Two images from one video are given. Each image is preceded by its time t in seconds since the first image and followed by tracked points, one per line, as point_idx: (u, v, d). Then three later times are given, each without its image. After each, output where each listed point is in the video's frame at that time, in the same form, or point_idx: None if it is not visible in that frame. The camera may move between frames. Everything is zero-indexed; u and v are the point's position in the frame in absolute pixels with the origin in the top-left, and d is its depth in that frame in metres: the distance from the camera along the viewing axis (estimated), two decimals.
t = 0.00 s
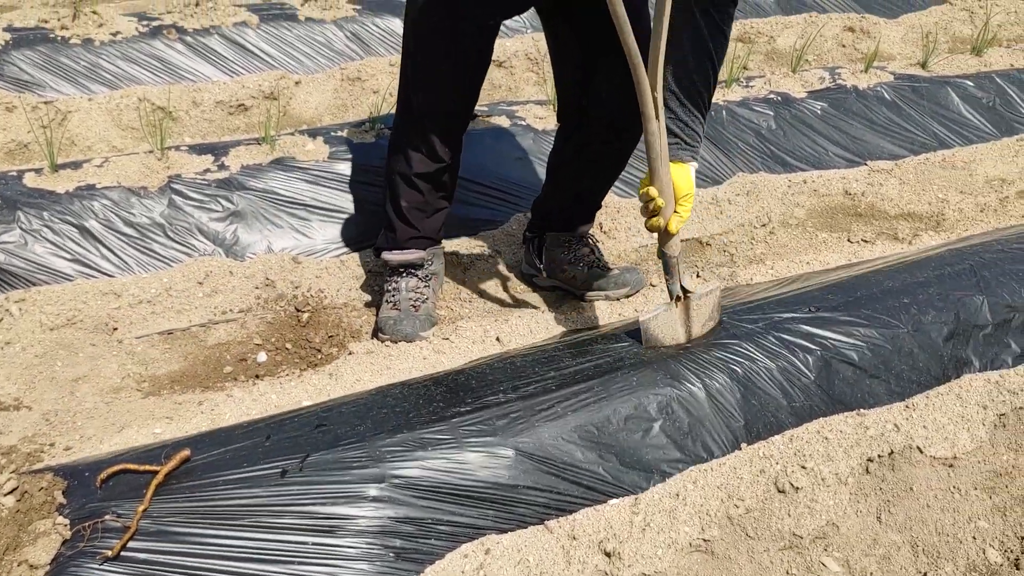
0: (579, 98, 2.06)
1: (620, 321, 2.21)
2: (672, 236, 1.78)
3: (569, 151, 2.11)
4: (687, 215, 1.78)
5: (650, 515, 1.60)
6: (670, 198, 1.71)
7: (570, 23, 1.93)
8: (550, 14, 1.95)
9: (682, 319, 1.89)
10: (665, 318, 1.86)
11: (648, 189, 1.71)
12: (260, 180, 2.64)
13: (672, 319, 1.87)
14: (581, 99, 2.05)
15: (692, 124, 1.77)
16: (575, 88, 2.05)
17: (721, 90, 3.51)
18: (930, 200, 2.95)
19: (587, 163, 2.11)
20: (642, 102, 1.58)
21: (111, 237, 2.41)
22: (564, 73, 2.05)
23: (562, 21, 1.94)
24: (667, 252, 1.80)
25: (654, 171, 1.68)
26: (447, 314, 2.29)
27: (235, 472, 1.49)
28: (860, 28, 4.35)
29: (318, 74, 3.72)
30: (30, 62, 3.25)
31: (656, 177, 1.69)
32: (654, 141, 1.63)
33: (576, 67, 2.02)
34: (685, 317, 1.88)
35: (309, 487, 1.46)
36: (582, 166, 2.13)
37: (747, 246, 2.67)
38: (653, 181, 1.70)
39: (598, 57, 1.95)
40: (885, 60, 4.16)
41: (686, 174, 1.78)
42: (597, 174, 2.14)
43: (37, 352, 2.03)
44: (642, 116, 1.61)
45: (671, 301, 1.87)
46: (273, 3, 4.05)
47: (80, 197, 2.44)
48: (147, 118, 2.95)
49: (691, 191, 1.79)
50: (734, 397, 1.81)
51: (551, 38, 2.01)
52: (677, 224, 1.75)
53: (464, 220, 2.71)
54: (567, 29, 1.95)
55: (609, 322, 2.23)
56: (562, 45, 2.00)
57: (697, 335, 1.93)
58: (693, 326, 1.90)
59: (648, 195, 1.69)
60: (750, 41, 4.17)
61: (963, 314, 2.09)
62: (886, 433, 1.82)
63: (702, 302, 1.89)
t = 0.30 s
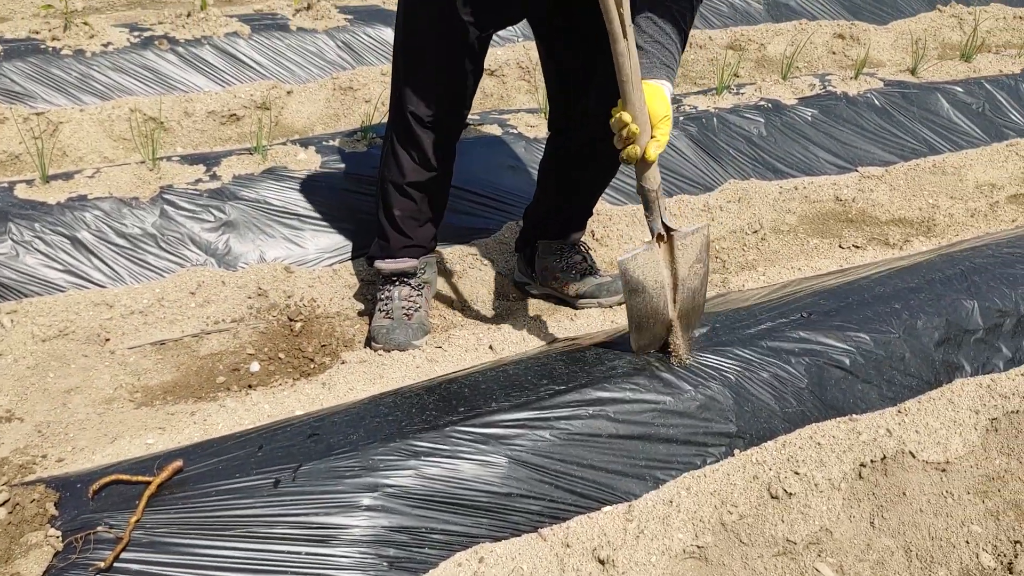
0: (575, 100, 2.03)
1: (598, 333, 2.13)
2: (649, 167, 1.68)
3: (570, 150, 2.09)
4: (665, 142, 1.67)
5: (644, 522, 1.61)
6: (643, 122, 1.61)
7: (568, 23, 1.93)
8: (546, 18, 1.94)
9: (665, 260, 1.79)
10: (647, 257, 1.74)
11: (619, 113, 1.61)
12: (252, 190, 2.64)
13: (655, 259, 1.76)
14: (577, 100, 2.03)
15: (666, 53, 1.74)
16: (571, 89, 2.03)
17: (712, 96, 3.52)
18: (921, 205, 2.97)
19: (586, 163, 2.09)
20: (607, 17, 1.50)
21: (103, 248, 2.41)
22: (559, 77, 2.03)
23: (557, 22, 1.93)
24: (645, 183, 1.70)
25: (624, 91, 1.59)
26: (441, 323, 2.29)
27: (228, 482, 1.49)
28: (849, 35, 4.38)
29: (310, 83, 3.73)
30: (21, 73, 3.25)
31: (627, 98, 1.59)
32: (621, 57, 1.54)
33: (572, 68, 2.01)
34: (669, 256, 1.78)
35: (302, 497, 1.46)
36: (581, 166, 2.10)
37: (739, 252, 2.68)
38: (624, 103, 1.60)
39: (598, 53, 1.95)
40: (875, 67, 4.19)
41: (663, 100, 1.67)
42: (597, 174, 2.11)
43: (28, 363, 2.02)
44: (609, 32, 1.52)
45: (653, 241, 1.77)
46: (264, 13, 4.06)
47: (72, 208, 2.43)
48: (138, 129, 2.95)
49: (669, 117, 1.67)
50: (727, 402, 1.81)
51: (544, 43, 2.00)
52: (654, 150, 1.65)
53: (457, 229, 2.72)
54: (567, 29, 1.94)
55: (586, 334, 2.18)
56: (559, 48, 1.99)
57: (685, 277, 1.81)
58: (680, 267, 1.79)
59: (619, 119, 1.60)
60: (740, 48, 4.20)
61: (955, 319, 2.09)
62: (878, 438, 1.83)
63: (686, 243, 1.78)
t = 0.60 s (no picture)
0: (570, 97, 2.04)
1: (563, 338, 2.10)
2: (601, 152, 1.68)
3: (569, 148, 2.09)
4: (617, 130, 1.67)
5: (640, 522, 1.61)
6: (594, 108, 1.61)
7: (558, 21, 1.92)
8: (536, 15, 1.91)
9: (612, 259, 1.79)
10: (593, 251, 1.75)
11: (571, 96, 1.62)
12: (246, 194, 2.64)
13: (601, 255, 1.77)
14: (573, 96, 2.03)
15: (628, 42, 1.72)
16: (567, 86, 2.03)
17: (706, 98, 3.53)
18: (915, 205, 2.98)
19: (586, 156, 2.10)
20: None
21: (97, 253, 2.41)
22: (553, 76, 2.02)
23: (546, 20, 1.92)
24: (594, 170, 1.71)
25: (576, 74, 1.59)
26: (436, 325, 2.29)
27: (224, 485, 1.48)
28: (842, 37, 4.40)
29: (304, 87, 3.73)
30: (15, 78, 3.25)
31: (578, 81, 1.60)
32: (575, 37, 1.55)
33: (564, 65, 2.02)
34: (615, 255, 1.79)
35: (298, 499, 1.46)
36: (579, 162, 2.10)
37: (733, 253, 2.69)
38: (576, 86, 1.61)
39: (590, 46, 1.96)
40: (867, 68, 4.21)
41: (618, 88, 1.66)
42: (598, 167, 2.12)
43: (23, 368, 2.02)
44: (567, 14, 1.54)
45: (602, 235, 1.77)
46: (258, 18, 4.06)
47: (66, 212, 2.43)
48: (133, 134, 2.95)
49: (622, 106, 1.66)
50: (722, 402, 1.81)
51: (533, 42, 1.98)
52: (604, 137, 1.65)
53: (453, 231, 2.72)
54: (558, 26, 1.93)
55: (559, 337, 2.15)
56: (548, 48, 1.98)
57: (630, 278, 1.81)
58: (626, 266, 1.80)
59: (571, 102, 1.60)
60: (733, 50, 4.21)
61: (949, 318, 2.10)
62: (873, 437, 1.83)
63: (633, 241, 1.80)
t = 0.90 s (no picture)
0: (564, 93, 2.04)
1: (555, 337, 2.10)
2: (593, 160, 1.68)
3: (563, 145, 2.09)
4: (611, 135, 1.67)
5: (638, 518, 1.61)
6: (587, 113, 1.62)
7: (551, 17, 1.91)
8: (529, 12, 1.91)
9: (607, 263, 1.75)
10: (588, 256, 1.70)
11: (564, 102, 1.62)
12: (243, 193, 2.64)
13: (596, 260, 1.72)
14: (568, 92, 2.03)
15: (620, 47, 1.72)
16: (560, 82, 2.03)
17: (702, 96, 3.54)
18: (911, 202, 2.99)
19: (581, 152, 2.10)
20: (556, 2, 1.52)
21: (94, 253, 2.41)
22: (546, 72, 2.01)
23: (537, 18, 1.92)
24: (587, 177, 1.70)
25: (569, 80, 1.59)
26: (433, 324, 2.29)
27: (222, 484, 1.49)
28: (837, 34, 4.41)
29: (300, 87, 3.73)
30: (10, 80, 3.25)
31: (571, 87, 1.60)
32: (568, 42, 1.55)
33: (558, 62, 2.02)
34: (610, 259, 1.75)
35: (296, 498, 1.46)
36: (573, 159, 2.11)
37: (730, 250, 2.69)
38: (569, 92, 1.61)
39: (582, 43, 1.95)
40: (863, 65, 4.22)
41: (609, 94, 1.68)
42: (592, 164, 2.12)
43: (20, 369, 2.01)
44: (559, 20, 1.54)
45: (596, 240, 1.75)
46: (254, 18, 4.06)
47: (62, 213, 2.43)
48: (128, 134, 2.94)
49: (614, 112, 1.67)
50: (718, 400, 1.82)
51: (526, 39, 1.98)
52: (598, 143, 1.65)
53: (450, 229, 2.72)
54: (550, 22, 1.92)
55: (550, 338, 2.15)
56: (541, 44, 1.97)
57: (626, 281, 1.77)
58: (621, 271, 1.75)
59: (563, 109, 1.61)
60: (729, 48, 4.22)
61: (945, 313, 2.11)
62: (870, 433, 1.84)
63: (629, 244, 1.75)
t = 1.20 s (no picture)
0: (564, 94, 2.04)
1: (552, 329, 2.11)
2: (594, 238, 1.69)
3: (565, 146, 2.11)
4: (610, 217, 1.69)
5: (641, 516, 1.61)
6: (590, 198, 1.62)
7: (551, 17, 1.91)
8: (529, 14, 1.90)
9: (603, 331, 1.78)
10: (585, 328, 1.75)
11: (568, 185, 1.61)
12: (244, 193, 2.64)
13: (593, 330, 1.76)
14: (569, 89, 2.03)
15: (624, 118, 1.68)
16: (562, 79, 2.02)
17: (702, 94, 3.54)
18: (912, 199, 2.99)
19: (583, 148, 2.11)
20: (566, 86, 1.51)
21: (95, 253, 2.41)
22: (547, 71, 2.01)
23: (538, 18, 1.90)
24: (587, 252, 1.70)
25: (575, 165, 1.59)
26: (435, 323, 2.29)
27: (225, 483, 1.49)
28: (837, 31, 4.41)
29: (300, 86, 3.73)
30: (10, 80, 3.25)
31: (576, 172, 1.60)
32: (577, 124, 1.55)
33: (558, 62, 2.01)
34: (606, 327, 1.78)
35: (298, 497, 1.46)
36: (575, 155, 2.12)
37: (731, 248, 2.69)
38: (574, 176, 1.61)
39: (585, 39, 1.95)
40: (863, 63, 4.22)
41: (612, 173, 1.68)
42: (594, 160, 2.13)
43: (22, 369, 2.01)
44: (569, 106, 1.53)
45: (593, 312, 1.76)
46: (253, 17, 4.06)
47: (63, 213, 2.43)
48: (129, 134, 2.94)
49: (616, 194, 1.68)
50: (721, 398, 1.81)
51: (525, 39, 1.97)
52: (598, 225, 1.66)
53: (452, 228, 2.72)
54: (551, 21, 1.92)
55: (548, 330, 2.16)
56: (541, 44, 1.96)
57: (619, 345, 1.83)
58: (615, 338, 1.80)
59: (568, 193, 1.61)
60: (729, 46, 4.22)
61: (947, 310, 2.11)
62: (872, 430, 1.84)
63: (624, 313, 1.78)
